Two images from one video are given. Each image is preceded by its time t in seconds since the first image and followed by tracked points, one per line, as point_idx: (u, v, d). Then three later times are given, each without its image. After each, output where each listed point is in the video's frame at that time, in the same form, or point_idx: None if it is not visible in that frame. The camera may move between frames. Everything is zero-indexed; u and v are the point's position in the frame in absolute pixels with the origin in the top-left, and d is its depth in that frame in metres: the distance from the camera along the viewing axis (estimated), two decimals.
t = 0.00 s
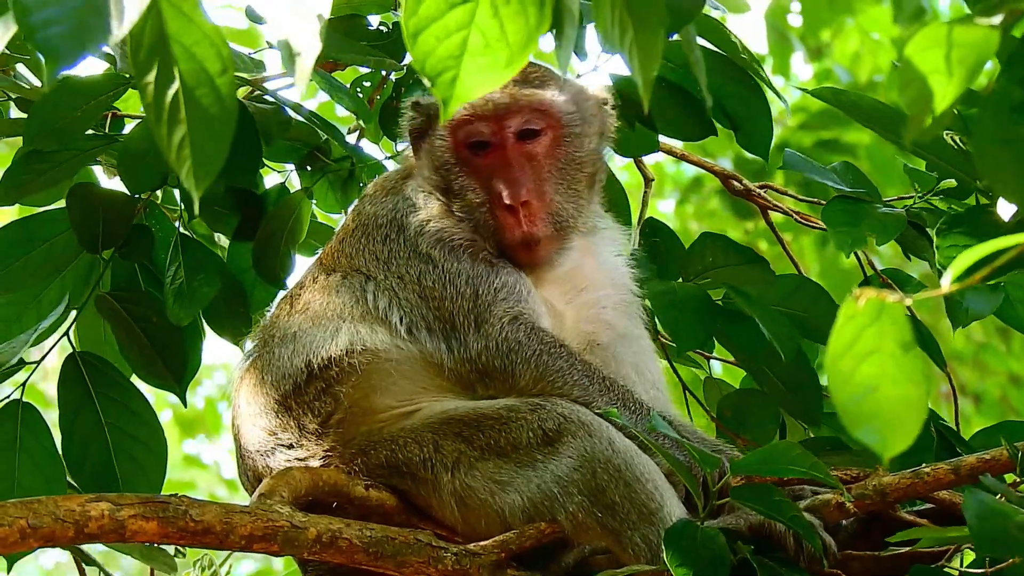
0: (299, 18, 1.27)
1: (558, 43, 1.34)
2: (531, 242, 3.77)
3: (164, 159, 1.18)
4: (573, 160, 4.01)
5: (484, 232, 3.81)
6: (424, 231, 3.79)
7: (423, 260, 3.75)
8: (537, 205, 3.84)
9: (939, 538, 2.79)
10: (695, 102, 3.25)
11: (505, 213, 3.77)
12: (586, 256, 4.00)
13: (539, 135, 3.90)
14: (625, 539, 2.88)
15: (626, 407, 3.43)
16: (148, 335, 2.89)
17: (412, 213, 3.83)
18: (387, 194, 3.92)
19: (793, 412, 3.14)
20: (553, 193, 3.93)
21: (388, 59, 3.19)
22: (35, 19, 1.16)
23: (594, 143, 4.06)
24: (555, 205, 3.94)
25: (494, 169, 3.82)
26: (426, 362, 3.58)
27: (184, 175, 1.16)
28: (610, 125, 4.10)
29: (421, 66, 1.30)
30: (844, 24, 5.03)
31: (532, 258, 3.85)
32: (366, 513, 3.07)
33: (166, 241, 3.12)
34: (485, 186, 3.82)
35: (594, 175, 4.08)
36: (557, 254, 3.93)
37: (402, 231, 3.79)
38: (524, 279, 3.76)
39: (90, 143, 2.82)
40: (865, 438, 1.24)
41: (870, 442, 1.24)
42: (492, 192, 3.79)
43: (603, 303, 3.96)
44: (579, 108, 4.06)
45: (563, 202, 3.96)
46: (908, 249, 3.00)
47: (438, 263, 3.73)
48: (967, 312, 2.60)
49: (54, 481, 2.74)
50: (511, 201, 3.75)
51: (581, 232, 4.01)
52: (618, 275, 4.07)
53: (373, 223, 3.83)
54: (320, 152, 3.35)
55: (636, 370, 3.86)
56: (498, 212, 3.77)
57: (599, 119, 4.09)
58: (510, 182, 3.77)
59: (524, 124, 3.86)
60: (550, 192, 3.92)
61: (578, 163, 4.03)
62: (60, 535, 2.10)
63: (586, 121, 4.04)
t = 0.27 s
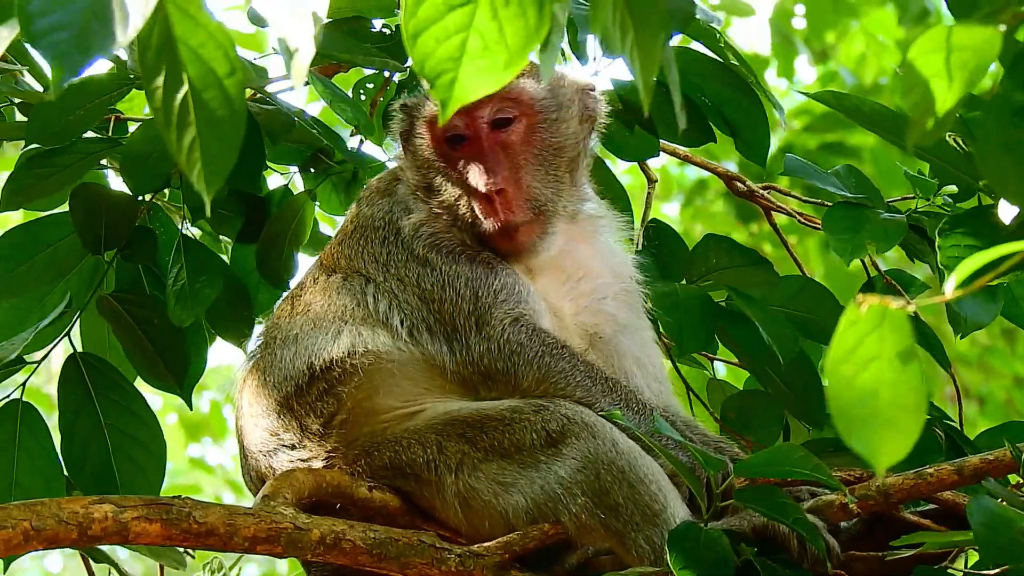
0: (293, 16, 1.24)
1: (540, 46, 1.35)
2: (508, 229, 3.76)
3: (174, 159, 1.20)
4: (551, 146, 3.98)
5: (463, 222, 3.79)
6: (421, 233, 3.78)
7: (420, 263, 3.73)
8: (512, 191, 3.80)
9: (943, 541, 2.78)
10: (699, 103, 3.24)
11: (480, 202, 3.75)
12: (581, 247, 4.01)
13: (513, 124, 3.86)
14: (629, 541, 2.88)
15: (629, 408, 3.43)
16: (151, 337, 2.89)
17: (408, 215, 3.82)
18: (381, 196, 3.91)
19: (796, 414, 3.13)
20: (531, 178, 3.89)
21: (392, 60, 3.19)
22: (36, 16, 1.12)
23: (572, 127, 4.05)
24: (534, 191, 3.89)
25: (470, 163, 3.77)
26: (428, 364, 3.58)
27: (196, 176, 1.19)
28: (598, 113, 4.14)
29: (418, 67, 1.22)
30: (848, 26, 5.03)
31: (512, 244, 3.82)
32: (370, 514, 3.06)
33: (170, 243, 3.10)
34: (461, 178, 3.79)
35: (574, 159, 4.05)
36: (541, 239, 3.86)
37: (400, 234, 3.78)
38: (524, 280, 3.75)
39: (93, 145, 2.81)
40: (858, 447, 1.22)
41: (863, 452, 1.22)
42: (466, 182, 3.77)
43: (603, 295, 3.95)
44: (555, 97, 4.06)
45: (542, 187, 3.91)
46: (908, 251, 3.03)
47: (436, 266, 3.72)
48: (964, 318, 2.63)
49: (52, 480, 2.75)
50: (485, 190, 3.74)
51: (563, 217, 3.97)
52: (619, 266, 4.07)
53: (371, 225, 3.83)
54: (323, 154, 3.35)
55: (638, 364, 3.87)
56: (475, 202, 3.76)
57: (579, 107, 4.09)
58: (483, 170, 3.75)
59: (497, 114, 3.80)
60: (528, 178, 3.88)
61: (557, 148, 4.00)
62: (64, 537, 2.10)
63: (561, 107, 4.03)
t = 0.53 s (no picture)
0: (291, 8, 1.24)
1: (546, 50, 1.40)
2: (492, 224, 3.74)
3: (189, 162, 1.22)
4: (535, 139, 3.97)
5: (450, 218, 3.77)
6: (419, 235, 3.78)
7: (419, 266, 3.74)
8: (497, 184, 3.78)
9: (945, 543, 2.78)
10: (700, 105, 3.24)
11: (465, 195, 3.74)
12: (580, 242, 3.99)
13: (496, 119, 3.87)
14: (630, 542, 2.88)
15: (630, 410, 3.43)
16: (152, 339, 2.89)
17: (404, 218, 3.81)
18: (376, 198, 3.90)
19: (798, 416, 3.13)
20: (516, 170, 3.88)
21: (394, 61, 3.18)
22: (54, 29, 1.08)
23: (558, 119, 4.04)
24: (519, 183, 3.87)
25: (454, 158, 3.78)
26: (429, 366, 3.58)
27: (211, 182, 1.21)
28: (589, 105, 4.13)
29: (418, 70, 1.22)
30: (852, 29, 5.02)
31: (499, 239, 3.79)
32: (372, 516, 3.06)
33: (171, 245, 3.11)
34: (446, 173, 3.78)
35: (561, 151, 4.03)
36: (528, 232, 3.83)
37: (398, 236, 3.79)
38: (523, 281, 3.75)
39: (93, 146, 2.81)
40: (858, 447, 1.21)
41: (862, 453, 1.21)
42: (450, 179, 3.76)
43: (603, 291, 3.94)
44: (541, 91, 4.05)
45: (527, 180, 3.89)
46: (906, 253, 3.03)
47: (435, 269, 3.72)
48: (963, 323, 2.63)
49: (53, 482, 2.75)
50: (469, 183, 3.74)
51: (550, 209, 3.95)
52: (619, 261, 4.04)
53: (368, 228, 3.82)
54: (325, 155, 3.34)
55: (640, 362, 3.87)
56: (460, 198, 3.75)
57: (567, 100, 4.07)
58: (467, 164, 3.76)
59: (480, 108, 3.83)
60: (512, 171, 3.86)
61: (542, 140, 3.99)
62: (66, 540, 2.09)
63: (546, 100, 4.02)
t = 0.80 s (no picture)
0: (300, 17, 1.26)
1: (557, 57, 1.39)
2: (489, 221, 3.73)
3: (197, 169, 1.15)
4: (531, 138, 3.90)
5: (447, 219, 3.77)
6: (418, 238, 3.79)
7: (419, 268, 3.74)
8: (491, 185, 3.76)
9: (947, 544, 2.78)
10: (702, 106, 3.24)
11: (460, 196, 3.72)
12: (581, 241, 4.03)
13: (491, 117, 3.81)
14: (632, 543, 2.88)
15: (632, 411, 3.43)
16: (152, 340, 2.89)
17: (404, 220, 3.82)
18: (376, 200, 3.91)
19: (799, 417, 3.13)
20: (512, 168, 3.82)
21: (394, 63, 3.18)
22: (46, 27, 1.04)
23: (554, 117, 3.97)
24: (516, 182, 3.83)
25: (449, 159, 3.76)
26: (431, 368, 3.58)
27: (218, 186, 1.14)
28: (585, 104, 4.06)
29: (427, 72, 1.20)
30: (852, 32, 5.02)
31: (496, 236, 3.78)
32: (374, 517, 3.05)
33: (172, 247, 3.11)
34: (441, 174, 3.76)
35: (558, 149, 3.96)
36: (525, 230, 3.81)
37: (398, 239, 3.79)
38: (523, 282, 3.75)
39: (94, 147, 2.81)
40: (863, 450, 1.19)
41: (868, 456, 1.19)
42: (446, 180, 3.75)
43: (603, 290, 3.97)
44: (537, 89, 3.99)
45: (524, 178, 3.85)
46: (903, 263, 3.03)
47: (435, 271, 3.73)
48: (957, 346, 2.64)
49: (54, 483, 2.74)
50: (463, 185, 3.72)
51: (548, 207, 3.91)
52: (619, 260, 4.06)
53: (367, 232, 3.82)
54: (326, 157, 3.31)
55: (641, 362, 3.88)
56: (455, 198, 3.74)
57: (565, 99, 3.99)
58: (461, 166, 3.74)
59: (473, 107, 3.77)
60: (508, 170, 3.82)
61: (539, 139, 3.93)
62: (68, 542, 2.08)
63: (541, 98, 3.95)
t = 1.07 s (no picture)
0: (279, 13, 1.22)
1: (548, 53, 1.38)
2: (487, 217, 3.77)
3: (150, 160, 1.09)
4: (529, 135, 3.96)
5: (445, 217, 3.79)
6: (420, 238, 3.80)
7: (421, 269, 3.74)
8: (489, 181, 3.80)
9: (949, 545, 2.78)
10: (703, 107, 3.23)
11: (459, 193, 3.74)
12: (581, 241, 4.04)
13: (488, 117, 3.84)
14: (633, 543, 2.87)
15: (634, 411, 3.42)
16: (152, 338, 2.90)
17: (405, 221, 3.82)
18: (376, 202, 3.91)
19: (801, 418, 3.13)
20: (510, 165, 3.88)
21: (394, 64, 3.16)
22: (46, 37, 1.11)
23: (551, 114, 4.03)
24: (513, 178, 3.88)
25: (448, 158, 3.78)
26: (433, 368, 3.59)
27: (168, 178, 1.08)
28: (584, 105, 4.12)
29: (420, 73, 1.18)
30: (854, 33, 5.02)
31: (494, 233, 3.82)
32: (376, 518, 3.05)
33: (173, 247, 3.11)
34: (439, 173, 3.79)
35: (556, 146, 4.01)
36: (523, 226, 3.85)
37: (399, 240, 3.80)
38: (524, 282, 3.74)
39: (94, 148, 2.81)
40: (882, 452, 1.15)
41: (888, 457, 1.15)
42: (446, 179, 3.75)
43: (604, 291, 3.97)
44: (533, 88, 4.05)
45: (521, 174, 3.90)
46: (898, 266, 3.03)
47: (437, 271, 3.73)
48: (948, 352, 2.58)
49: (55, 484, 2.74)
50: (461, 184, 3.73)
51: (546, 204, 3.94)
52: (620, 259, 4.06)
53: (368, 233, 3.81)
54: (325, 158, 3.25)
55: (643, 362, 3.87)
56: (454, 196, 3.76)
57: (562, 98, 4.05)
58: (459, 165, 3.74)
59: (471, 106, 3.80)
60: (506, 166, 3.87)
61: (537, 136, 3.99)
62: (70, 542, 2.08)
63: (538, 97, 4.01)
